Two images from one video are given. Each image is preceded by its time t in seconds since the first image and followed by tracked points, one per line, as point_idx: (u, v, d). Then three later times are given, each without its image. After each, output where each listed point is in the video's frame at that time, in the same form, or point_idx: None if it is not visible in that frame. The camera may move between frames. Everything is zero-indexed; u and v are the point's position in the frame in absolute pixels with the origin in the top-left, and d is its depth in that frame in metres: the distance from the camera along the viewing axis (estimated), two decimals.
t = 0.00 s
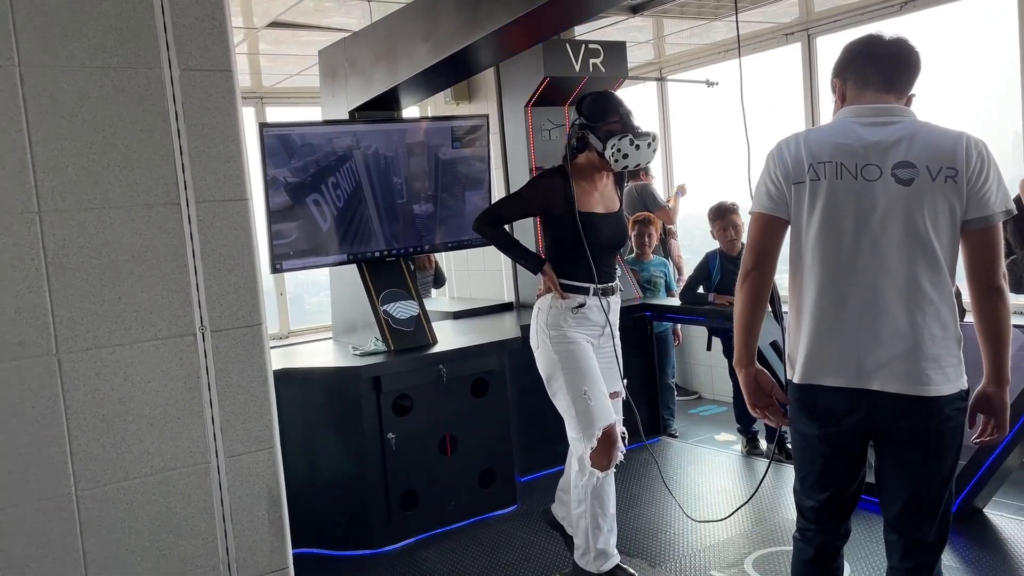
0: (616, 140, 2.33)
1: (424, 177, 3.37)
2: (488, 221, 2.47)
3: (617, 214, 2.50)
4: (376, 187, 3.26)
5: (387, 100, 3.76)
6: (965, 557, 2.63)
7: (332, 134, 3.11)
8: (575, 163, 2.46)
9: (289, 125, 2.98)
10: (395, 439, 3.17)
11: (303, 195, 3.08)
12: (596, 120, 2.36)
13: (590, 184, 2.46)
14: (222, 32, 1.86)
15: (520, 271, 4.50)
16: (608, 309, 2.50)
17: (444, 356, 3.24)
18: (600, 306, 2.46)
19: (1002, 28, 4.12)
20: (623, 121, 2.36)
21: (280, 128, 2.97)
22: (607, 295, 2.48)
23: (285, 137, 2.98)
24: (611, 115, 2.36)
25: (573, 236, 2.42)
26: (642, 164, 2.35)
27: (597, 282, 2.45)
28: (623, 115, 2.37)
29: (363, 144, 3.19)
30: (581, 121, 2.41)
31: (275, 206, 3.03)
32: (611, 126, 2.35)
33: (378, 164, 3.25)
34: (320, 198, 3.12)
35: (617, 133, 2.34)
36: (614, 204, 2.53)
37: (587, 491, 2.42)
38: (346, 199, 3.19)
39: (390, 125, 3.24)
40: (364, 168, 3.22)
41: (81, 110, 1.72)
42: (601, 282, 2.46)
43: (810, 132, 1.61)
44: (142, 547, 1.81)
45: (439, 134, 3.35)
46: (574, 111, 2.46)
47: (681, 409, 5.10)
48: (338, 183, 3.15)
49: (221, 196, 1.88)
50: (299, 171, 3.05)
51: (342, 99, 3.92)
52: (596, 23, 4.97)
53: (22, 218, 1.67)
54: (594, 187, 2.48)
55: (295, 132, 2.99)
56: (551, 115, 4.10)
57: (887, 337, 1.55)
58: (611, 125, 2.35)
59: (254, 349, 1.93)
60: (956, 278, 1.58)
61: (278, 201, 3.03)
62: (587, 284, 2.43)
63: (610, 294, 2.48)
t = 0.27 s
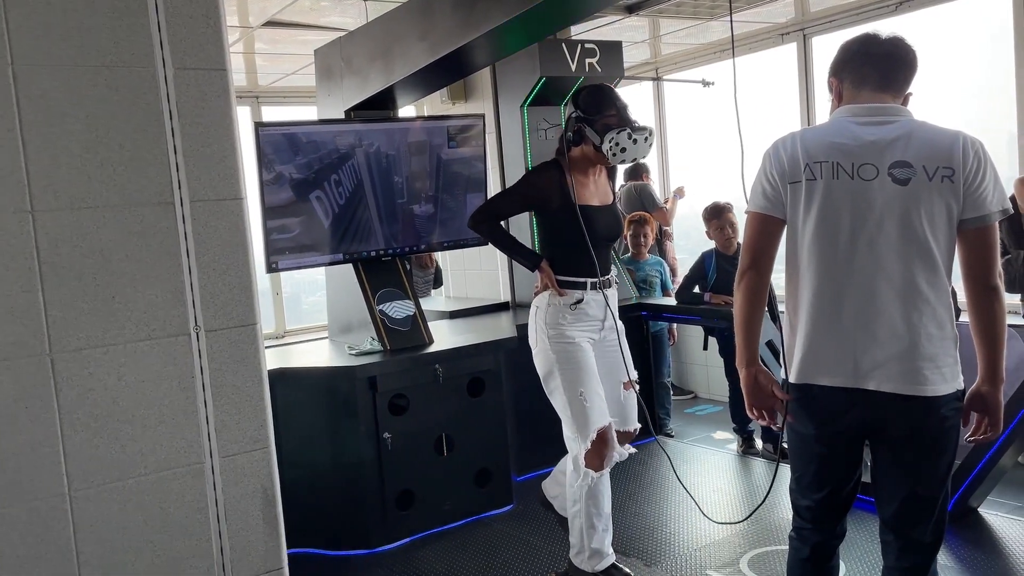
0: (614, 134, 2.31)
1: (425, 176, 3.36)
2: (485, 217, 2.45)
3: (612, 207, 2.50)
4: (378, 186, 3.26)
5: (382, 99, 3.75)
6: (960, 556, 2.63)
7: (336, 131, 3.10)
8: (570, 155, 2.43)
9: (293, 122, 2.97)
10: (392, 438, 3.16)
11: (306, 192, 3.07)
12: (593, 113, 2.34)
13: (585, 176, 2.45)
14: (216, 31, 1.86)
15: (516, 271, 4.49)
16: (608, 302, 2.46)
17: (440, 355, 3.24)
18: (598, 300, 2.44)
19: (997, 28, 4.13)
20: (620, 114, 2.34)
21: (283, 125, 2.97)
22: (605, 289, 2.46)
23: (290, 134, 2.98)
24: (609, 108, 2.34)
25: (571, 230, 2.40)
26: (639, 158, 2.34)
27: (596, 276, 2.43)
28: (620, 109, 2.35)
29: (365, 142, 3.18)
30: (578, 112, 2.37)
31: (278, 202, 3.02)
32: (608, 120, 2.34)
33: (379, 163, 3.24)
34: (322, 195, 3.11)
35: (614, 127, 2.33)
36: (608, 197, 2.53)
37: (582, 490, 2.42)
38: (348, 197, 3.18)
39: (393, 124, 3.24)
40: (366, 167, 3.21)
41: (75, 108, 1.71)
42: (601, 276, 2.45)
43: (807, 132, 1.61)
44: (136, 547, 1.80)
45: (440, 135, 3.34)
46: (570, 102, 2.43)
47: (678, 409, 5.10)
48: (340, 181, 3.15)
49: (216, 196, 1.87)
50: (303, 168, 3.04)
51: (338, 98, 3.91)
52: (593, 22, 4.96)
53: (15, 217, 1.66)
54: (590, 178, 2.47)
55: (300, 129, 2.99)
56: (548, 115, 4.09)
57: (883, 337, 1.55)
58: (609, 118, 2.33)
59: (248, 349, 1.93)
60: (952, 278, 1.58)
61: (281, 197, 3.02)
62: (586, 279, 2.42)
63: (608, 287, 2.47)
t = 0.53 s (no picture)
0: (610, 129, 2.29)
1: (424, 175, 3.36)
2: (479, 217, 2.44)
3: (606, 201, 2.50)
4: (377, 183, 3.25)
5: (374, 98, 3.74)
6: (949, 552, 2.65)
7: (340, 128, 3.11)
8: (563, 152, 2.42)
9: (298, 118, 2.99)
10: (383, 438, 3.15)
11: (309, 186, 3.07)
12: (588, 108, 2.32)
13: (579, 172, 2.43)
14: (207, 29, 1.85)
15: (507, 270, 4.49)
16: (606, 295, 2.45)
17: (432, 355, 3.24)
18: (595, 295, 2.42)
19: (984, 28, 4.16)
20: (614, 110, 2.33)
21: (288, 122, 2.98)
22: (602, 283, 2.45)
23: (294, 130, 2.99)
24: (603, 103, 2.32)
25: (565, 227, 2.40)
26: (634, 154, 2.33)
27: (591, 271, 2.42)
28: (615, 104, 2.33)
29: (366, 140, 3.18)
30: (573, 108, 2.34)
31: (281, 197, 3.02)
32: (603, 115, 2.31)
33: (379, 160, 3.23)
34: (325, 190, 3.12)
35: (609, 122, 2.31)
36: (601, 192, 2.52)
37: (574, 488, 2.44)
38: (348, 193, 3.18)
39: (395, 121, 3.24)
40: (367, 164, 3.21)
41: (66, 107, 1.70)
42: (596, 270, 2.44)
43: (798, 131, 1.62)
44: (128, 548, 1.79)
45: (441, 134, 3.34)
46: (563, 97, 2.41)
47: (668, 407, 5.11)
48: (341, 177, 3.15)
49: (207, 195, 1.86)
50: (306, 163, 3.05)
51: (328, 96, 3.90)
52: (584, 21, 4.97)
53: (5, 216, 1.65)
54: (584, 175, 2.45)
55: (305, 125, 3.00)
56: (539, 114, 4.09)
57: (875, 335, 1.56)
58: (605, 113, 2.31)
59: (239, 349, 1.92)
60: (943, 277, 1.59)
61: (285, 192, 3.03)
62: (581, 274, 2.41)
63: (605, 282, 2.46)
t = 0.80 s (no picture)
0: (595, 123, 2.28)
1: (408, 175, 3.35)
2: (467, 216, 2.45)
3: (595, 196, 2.48)
4: (361, 184, 3.25)
5: (358, 96, 3.73)
6: (931, 546, 2.69)
7: (322, 129, 3.10)
8: (551, 148, 2.43)
9: (280, 119, 2.98)
10: (369, 436, 3.15)
11: (293, 187, 3.06)
12: (574, 103, 2.32)
13: (567, 167, 2.43)
14: (192, 27, 1.84)
15: (493, 268, 4.49)
16: (597, 291, 2.44)
17: (418, 353, 3.24)
18: (586, 291, 2.41)
19: (963, 27, 4.21)
20: (600, 103, 2.32)
21: (270, 122, 2.97)
22: (592, 280, 2.43)
23: (277, 131, 2.99)
24: (589, 98, 2.32)
25: (552, 224, 2.40)
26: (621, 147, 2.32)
27: (576, 267, 2.41)
28: (601, 98, 2.33)
29: (349, 141, 3.18)
30: (559, 103, 2.34)
31: (264, 198, 3.01)
32: (588, 109, 2.31)
33: (363, 162, 3.23)
34: (308, 191, 3.10)
35: (595, 116, 2.30)
36: (591, 187, 2.51)
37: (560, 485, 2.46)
38: (331, 194, 3.17)
39: (378, 123, 3.24)
40: (350, 166, 3.20)
41: (49, 105, 1.68)
42: (584, 268, 2.42)
43: (784, 130, 1.64)
44: (115, 549, 1.78)
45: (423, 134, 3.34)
46: (550, 93, 2.41)
47: (653, 404, 5.14)
48: (324, 178, 3.13)
49: (193, 194, 1.85)
50: (289, 165, 3.04)
51: (313, 94, 3.88)
52: (568, 19, 4.97)
53: None
54: (571, 172, 2.44)
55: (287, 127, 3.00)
56: (523, 112, 4.09)
57: (858, 333, 1.58)
58: (590, 108, 2.31)
59: (226, 349, 1.91)
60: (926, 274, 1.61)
61: (268, 193, 3.01)
62: (569, 269, 2.40)
63: (596, 278, 2.45)
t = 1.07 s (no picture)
0: (576, 119, 2.29)
1: (382, 173, 3.34)
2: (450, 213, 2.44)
3: (578, 193, 2.49)
4: (335, 184, 3.22)
5: (336, 93, 3.70)
6: (907, 537, 2.73)
7: (293, 129, 3.06)
8: (533, 145, 2.44)
9: (249, 119, 2.93)
10: (349, 435, 3.14)
11: (265, 189, 3.03)
12: (554, 100, 2.32)
13: (548, 164, 2.43)
14: (168, 25, 1.82)
15: (472, 265, 4.49)
16: (580, 289, 2.45)
17: (398, 351, 3.23)
18: (567, 288, 2.42)
19: (934, 25, 4.27)
20: (581, 100, 2.33)
21: (237, 121, 2.92)
22: (575, 277, 2.44)
23: (246, 130, 2.94)
24: (570, 94, 2.33)
25: (535, 220, 2.40)
26: (602, 142, 2.32)
27: (561, 265, 2.42)
28: (581, 94, 2.34)
29: (321, 141, 3.15)
30: (539, 100, 2.35)
31: (236, 201, 2.97)
32: (569, 105, 2.32)
33: (336, 161, 3.20)
34: (280, 193, 3.07)
35: (576, 112, 2.31)
36: (574, 183, 2.51)
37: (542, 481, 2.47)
38: (305, 195, 3.14)
39: (350, 122, 3.21)
40: (323, 166, 3.17)
41: (23, 104, 1.65)
42: (569, 264, 2.43)
43: (762, 128, 1.66)
44: (94, 551, 1.76)
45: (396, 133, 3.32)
46: (530, 90, 2.42)
47: (632, 400, 5.17)
48: (297, 179, 3.11)
49: (171, 193, 1.84)
50: (261, 166, 3.00)
51: (289, 92, 3.85)
52: (546, 16, 4.97)
53: None
54: (553, 168, 2.45)
55: (257, 127, 2.95)
56: (501, 109, 4.07)
57: (835, 329, 1.60)
58: (571, 104, 2.31)
59: (205, 349, 1.89)
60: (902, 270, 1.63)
61: (239, 196, 2.97)
62: (551, 267, 2.40)
63: (578, 275, 2.46)
